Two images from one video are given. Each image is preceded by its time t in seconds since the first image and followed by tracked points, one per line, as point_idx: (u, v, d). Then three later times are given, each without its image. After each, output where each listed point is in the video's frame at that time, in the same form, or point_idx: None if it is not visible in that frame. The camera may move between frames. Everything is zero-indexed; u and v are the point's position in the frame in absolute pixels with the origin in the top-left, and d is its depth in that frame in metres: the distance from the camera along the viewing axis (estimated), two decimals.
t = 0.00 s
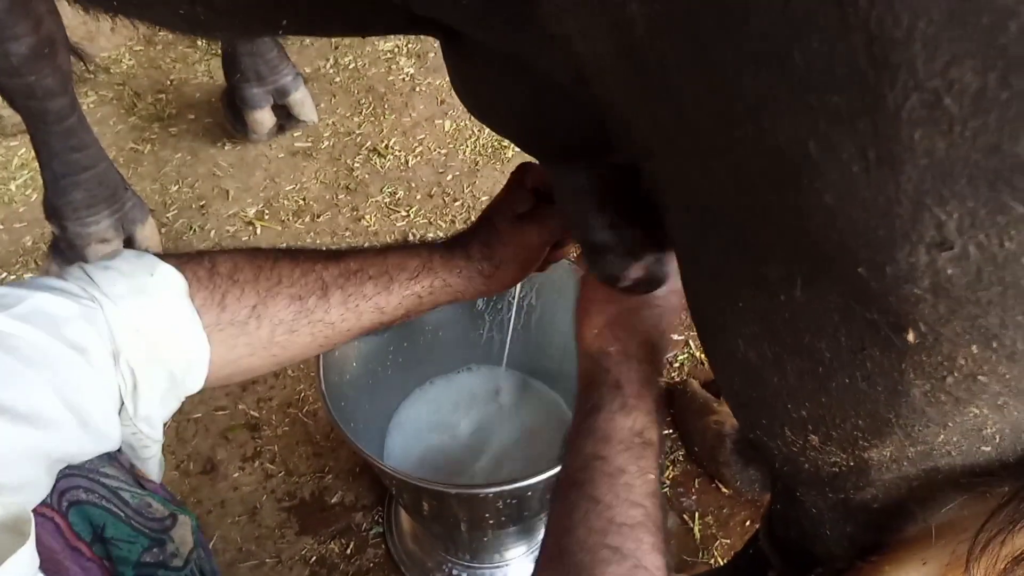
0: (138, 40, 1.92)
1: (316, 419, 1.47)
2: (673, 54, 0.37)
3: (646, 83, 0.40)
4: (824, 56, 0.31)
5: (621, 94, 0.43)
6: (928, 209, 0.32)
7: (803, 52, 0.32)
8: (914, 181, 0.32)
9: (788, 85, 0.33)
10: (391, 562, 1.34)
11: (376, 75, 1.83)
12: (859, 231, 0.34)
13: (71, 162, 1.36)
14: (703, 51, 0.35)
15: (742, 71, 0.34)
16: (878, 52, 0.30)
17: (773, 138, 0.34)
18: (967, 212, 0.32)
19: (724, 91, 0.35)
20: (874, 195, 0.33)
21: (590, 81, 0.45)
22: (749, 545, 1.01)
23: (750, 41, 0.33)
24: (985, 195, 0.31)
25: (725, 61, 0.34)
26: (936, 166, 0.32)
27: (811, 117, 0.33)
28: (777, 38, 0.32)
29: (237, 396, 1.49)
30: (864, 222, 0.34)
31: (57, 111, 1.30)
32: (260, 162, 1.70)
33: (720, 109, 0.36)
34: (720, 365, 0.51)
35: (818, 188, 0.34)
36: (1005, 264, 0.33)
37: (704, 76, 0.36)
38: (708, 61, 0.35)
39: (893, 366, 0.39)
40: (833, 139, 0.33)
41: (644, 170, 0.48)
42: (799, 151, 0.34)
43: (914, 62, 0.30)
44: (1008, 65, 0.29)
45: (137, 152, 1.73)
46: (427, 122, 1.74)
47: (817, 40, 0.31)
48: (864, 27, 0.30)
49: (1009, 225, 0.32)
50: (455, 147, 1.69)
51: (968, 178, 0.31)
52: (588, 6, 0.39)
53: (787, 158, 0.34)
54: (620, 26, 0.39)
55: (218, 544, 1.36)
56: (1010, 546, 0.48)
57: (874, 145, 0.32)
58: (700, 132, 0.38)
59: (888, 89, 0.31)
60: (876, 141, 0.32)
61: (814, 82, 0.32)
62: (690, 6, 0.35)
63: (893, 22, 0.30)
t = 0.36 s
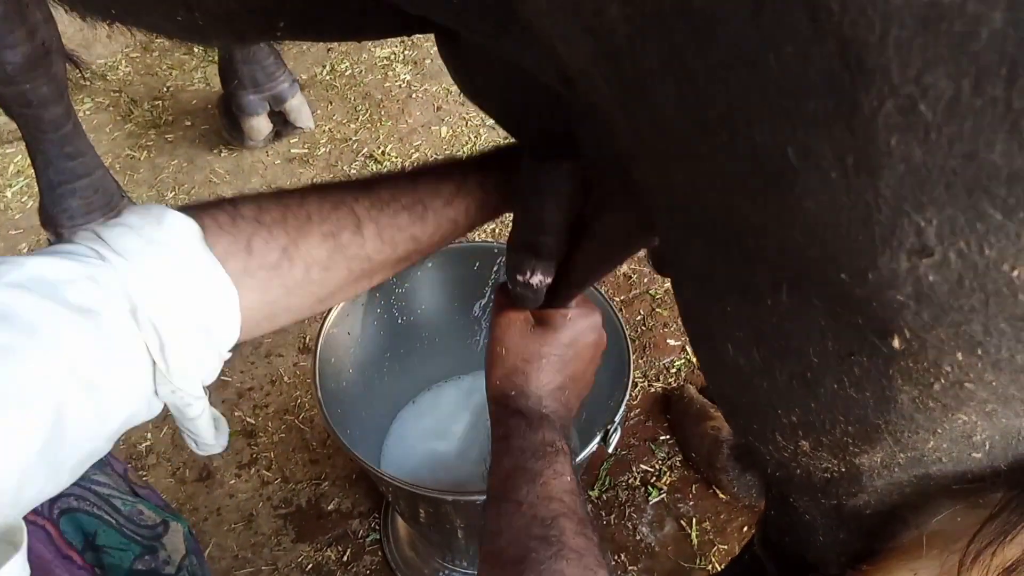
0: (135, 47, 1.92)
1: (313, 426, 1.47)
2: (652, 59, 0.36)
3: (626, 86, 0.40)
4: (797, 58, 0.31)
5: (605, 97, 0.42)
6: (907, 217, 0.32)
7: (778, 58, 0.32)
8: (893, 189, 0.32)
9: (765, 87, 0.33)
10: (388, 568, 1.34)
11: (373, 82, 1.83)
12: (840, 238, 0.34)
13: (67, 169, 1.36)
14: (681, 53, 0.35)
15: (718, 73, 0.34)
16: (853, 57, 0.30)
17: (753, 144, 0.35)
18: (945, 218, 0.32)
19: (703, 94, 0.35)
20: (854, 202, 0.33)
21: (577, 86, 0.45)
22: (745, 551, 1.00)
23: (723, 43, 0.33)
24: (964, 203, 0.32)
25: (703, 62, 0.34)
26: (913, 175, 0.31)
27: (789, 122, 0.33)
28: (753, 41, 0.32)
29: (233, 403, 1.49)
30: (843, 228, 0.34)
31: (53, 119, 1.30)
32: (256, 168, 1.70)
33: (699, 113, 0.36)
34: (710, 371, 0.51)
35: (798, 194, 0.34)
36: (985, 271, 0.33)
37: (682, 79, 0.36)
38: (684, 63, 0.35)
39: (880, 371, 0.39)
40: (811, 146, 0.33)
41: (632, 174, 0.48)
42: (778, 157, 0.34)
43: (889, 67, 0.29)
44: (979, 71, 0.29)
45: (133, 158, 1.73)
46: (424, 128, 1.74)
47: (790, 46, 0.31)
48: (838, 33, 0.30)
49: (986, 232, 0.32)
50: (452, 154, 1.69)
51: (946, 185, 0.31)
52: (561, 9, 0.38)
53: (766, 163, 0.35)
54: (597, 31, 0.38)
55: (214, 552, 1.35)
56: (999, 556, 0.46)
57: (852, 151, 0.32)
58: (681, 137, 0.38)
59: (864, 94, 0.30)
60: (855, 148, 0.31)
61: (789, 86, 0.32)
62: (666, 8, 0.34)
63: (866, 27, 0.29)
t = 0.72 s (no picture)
0: (138, 53, 1.92)
1: (315, 430, 1.46)
2: (653, 67, 0.36)
3: (626, 94, 0.39)
4: (797, 68, 0.31)
5: (605, 102, 0.42)
6: (907, 224, 0.32)
7: (778, 66, 0.31)
8: (893, 196, 0.32)
9: (765, 96, 0.32)
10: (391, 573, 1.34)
11: (375, 87, 1.83)
12: (841, 244, 0.34)
13: (71, 175, 1.36)
14: (680, 62, 0.35)
15: (717, 82, 0.34)
16: (851, 68, 0.29)
17: (752, 150, 0.34)
18: (946, 226, 0.32)
19: (703, 102, 0.35)
20: (854, 209, 0.33)
21: (577, 93, 0.45)
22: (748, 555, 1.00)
23: (722, 52, 0.33)
24: (963, 211, 0.31)
25: (702, 71, 0.34)
26: (913, 182, 0.31)
27: (789, 130, 0.32)
28: (752, 51, 0.32)
29: (236, 408, 1.49)
30: (845, 235, 0.34)
31: (56, 125, 1.30)
32: (259, 173, 1.71)
33: (699, 120, 0.36)
34: (712, 377, 0.51)
35: (799, 201, 0.34)
36: (985, 279, 0.33)
37: (682, 85, 0.35)
38: (684, 72, 0.35)
39: (882, 377, 0.39)
40: (812, 154, 0.32)
41: (633, 181, 0.48)
42: (778, 164, 0.34)
43: (888, 77, 0.29)
44: (978, 81, 0.29)
45: (136, 164, 1.74)
46: (426, 133, 1.74)
47: (790, 57, 0.31)
48: (835, 43, 0.29)
49: (987, 239, 0.32)
50: (454, 159, 1.69)
51: (946, 193, 0.31)
52: (561, 14, 0.38)
53: (767, 170, 0.34)
54: (596, 39, 0.38)
55: (218, 557, 1.35)
56: (1005, 562, 0.49)
57: (852, 159, 0.32)
58: (682, 144, 0.38)
59: (863, 103, 0.30)
60: (853, 155, 0.31)
61: (789, 95, 0.32)
62: (664, 13, 0.34)
63: (865, 38, 0.29)
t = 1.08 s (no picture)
0: (137, 54, 1.92)
1: (314, 431, 1.47)
2: (655, 71, 0.37)
3: (628, 96, 0.40)
4: (799, 71, 0.31)
5: (607, 105, 0.42)
6: (906, 223, 0.33)
7: (780, 69, 0.31)
8: (893, 196, 0.32)
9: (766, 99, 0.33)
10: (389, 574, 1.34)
11: (373, 88, 1.83)
12: (840, 245, 0.35)
13: (70, 176, 1.37)
14: (682, 65, 0.35)
15: (719, 86, 0.34)
16: (854, 71, 0.30)
17: (754, 154, 0.35)
18: (945, 224, 0.33)
19: (705, 104, 0.35)
20: (853, 210, 0.33)
21: (579, 95, 0.45)
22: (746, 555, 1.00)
23: (723, 56, 0.33)
24: (962, 210, 0.32)
25: (704, 74, 0.34)
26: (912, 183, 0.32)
27: (790, 133, 0.33)
28: (752, 55, 0.32)
29: (234, 408, 1.49)
30: (844, 236, 0.34)
31: (55, 125, 1.30)
32: (258, 174, 1.71)
33: (701, 122, 0.36)
34: (711, 377, 0.51)
35: (799, 202, 0.35)
36: (983, 277, 0.34)
37: (684, 87, 0.36)
38: (687, 75, 0.35)
39: (880, 377, 0.39)
40: (812, 156, 0.33)
41: (634, 182, 0.49)
42: (779, 166, 0.34)
43: (888, 78, 0.29)
44: (976, 84, 0.29)
45: (135, 164, 1.74)
46: (424, 134, 1.74)
47: (792, 59, 0.31)
48: (838, 46, 0.29)
49: (985, 237, 0.33)
50: (452, 159, 1.69)
51: (944, 193, 0.32)
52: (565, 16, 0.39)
53: (768, 172, 0.35)
54: (598, 41, 0.38)
55: (216, 557, 1.35)
56: (999, 561, 0.50)
57: (853, 161, 0.32)
58: (684, 146, 0.38)
59: (864, 105, 0.30)
60: (854, 157, 0.32)
61: (791, 98, 0.32)
62: (668, 19, 0.34)
63: (866, 40, 0.29)
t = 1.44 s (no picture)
0: (137, 58, 1.93)
1: (315, 435, 1.47)
2: (648, 72, 0.37)
3: (623, 96, 0.40)
4: (790, 72, 0.31)
5: (602, 106, 0.43)
6: (898, 224, 0.33)
7: (770, 69, 0.32)
8: (883, 197, 0.32)
9: (757, 99, 0.33)
10: None
11: (373, 92, 1.83)
12: (833, 246, 0.35)
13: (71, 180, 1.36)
14: (675, 66, 0.35)
15: (711, 87, 0.34)
16: (842, 71, 0.30)
17: (747, 154, 0.35)
18: (936, 226, 0.33)
19: (699, 105, 0.36)
20: (846, 211, 0.34)
21: (575, 97, 0.46)
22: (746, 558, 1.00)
23: (715, 57, 0.33)
24: (953, 211, 0.32)
25: (697, 76, 0.35)
26: (903, 183, 0.32)
27: (782, 134, 0.33)
28: (743, 57, 0.32)
29: (235, 412, 1.49)
30: (838, 237, 0.35)
31: (55, 129, 1.30)
32: (258, 178, 1.71)
33: (694, 122, 0.37)
34: (709, 379, 0.51)
35: (793, 204, 0.35)
36: (976, 279, 0.34)
37: (677, 87, 0.36)
38: (680, 76, 0.35)
39: (876, 377, 0.39)
40: (804, 157, 0.33)
41: (631, 183, 0.49)
42: (772, 168, 0.34)
43: (877, 79, 0.30)
44: (965, 85, 0.29)
45: (135, 168, 1.74)
46: (425, 138, 1.74)
47: (782, 61, 0.31)
48: (826, 49, 0.30)
49: (977, 240, 0.33)
50: (453, 162, 1.69)
51: (936, 195, 0.32)
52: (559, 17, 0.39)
53: (761, 173, 0.35)
54: (591, 44, 0.38)
55: (216, 560, 1.35)
56: (998, 561, 0.46)
57: (844, 161, 0.32)
58: (679, 146, 0.39)
59: (854, 107, 0.31)
60: (845, 159, 0.32)
61: (782, 100, 0.32)
62: (659, 21, 0.34)
63: (854, 43, 0.29)
